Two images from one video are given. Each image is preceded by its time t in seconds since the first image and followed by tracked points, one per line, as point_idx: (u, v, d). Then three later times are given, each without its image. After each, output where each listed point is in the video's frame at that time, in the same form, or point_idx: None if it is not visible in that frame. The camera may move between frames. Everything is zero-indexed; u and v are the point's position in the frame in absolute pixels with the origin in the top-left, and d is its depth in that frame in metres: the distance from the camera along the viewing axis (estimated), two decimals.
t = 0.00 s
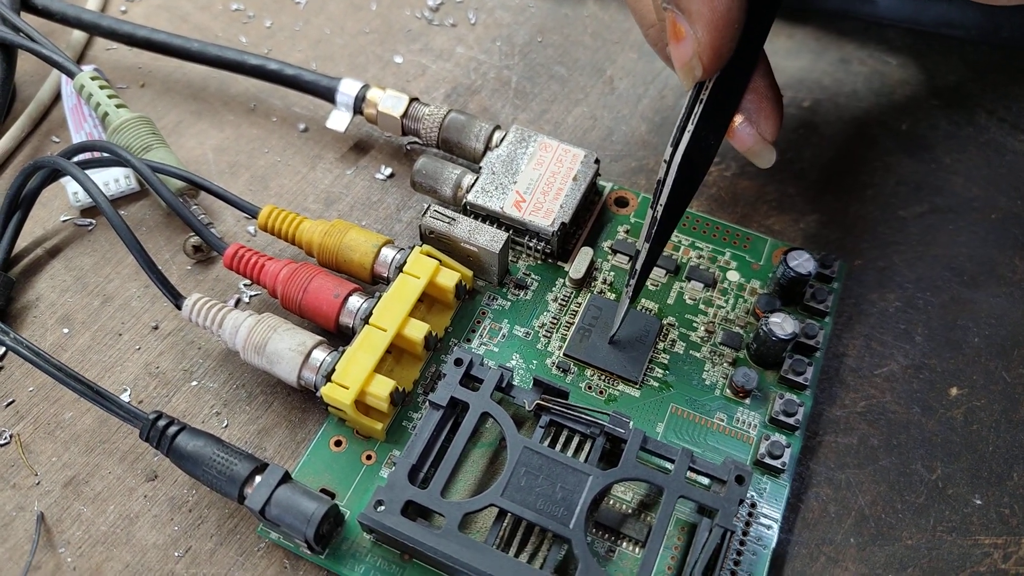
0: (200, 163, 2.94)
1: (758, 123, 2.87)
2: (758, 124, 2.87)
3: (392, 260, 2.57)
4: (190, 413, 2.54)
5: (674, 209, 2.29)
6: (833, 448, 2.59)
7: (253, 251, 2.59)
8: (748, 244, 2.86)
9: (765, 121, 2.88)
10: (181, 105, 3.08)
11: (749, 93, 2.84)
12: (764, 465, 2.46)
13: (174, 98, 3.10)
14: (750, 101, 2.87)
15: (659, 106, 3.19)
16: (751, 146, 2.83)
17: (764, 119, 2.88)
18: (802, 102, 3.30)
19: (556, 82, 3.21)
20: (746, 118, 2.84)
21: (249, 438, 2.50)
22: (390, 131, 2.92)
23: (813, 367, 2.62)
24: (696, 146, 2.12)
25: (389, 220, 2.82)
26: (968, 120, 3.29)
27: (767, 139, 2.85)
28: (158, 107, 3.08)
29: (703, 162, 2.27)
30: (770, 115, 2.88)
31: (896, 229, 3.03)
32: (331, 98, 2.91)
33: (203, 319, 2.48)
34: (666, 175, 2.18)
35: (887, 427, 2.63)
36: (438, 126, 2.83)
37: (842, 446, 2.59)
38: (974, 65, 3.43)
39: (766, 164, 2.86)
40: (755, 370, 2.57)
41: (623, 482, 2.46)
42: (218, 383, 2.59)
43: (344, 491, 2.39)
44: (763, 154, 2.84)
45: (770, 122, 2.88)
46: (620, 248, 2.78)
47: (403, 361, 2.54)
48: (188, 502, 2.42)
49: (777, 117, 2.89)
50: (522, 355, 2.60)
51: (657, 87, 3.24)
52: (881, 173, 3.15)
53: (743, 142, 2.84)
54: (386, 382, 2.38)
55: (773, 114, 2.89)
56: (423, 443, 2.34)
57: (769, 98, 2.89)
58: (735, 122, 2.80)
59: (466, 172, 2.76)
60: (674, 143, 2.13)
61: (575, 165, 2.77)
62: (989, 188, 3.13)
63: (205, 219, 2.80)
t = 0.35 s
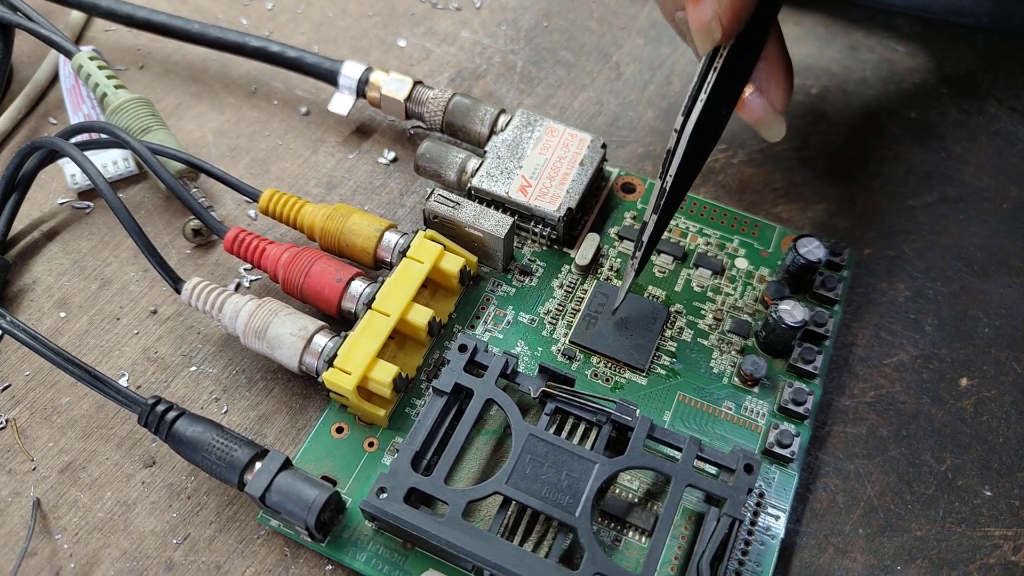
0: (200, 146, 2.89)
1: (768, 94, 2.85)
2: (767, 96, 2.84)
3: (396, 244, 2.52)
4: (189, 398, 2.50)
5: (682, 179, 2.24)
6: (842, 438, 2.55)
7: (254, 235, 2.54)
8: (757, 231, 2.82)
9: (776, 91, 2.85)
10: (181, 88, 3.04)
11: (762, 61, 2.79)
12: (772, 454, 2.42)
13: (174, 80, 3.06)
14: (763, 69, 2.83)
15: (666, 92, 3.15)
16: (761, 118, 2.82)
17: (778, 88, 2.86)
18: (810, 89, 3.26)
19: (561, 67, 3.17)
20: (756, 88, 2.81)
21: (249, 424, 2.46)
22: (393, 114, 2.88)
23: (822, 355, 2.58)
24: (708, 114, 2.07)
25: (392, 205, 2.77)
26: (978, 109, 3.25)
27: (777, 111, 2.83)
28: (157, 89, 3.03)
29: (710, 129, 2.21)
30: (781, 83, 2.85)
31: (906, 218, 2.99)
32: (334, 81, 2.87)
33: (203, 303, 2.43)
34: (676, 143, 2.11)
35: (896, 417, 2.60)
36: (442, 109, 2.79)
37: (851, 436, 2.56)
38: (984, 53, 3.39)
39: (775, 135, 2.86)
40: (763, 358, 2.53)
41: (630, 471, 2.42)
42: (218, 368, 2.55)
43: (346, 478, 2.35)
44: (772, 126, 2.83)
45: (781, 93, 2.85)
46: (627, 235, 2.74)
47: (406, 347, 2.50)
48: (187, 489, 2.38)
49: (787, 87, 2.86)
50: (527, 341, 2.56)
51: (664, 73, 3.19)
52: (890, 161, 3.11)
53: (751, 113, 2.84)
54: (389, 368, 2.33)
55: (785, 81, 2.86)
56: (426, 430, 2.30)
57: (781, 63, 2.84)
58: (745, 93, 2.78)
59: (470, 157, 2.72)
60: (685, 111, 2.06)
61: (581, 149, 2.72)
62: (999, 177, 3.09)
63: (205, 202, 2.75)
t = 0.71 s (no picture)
0: (198, 133, 2.89)
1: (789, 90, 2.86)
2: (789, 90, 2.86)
3: (392, 231, 2.52)
4: (184, 382, 2.49)
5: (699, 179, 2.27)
6: (837, 430, 2.55)
7: (251, 220, 2.54)
8: (754, 223, 2.82)
9: (797, 88, 2.87)
10: (180, 75, 3.03)
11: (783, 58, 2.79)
12: (767, 443, 2.41)
13: (173, 67, 3.06)
14: (786, 65, 2.83)
15: (665, 85, 3.15)
16: (781, 115, 2.86)
17: (799, 80, 2.87)
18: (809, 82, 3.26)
19: (561, 58, 3.17)
20: (777, 83, 2.81)
21: (243, 409, 2.46)
22: (392, 102, 2.88)
23: (818, 346, 2.58)
24: (727, 114, 2.10)
25: (389, 193, 2.77)
26: (976, 103, 3.25)
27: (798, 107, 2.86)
28: (156, 76, 3.03)
29: (732, 129, 2.23)
30: (801, 80, 2.87)
31: (904, 211, 2.99)
32: (332, 69, 2.87)
33: (198, 287, 2.43)
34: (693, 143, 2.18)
35: (892, 409, 2.60)
36: (441, 98, 2.79)
37: (846, 427, 2.56)
38: (982, 49, 3.39)
39: (794, 131, 2.90)
40: (759, 348, 2.53)
41: (624, 459, 2.42)
42: (213, 354, 2.54)
43: (339, 464, 2.34)
44: (792, 123, 2.87)
45: (801, 88, 2.87)
46: (624, 225, 2.74)
47: (402, 334, 2.50)
48: (180, 473, 2.38)
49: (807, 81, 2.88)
50: (522, 330, 2.56)
51: (662, 65, 3.19)
52: (888, 154, 3.11)
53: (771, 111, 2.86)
54: (384, 354, 2.33)
55: (804, 75, 2.87)
56: (420, 416, 2.29)
57: (801, 58, 2.85)
58: (765, 90, 2.79)
59: (468, 145, 2.72)
60: (705, 110, 2.13)
61: (580, 139, 2.72)
62: (996, 171, 3.09)
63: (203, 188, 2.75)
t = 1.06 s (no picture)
0: (195, 134, 2.92)
1: None
2: None
3: (386, 231, 2.54)
4: (177, 380, 2.50)
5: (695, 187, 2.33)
6: (827, 432, 2.56)
7: (245, 220, 2.56)
8: (745, 226, 2.84)
9: None
10: (178, 77, 3.06)
11: None
12: (757, 445, 2.42)
13: (171, 69, 3.09)
14: None
15: (657, 90, 3.21)
16: None
17: None
18: (802, 88, 3.28)
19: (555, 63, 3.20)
20: None
21: (235, 407, 2.47)
22: (387, 105, 2.91)
23: (809, 349, 2.59)
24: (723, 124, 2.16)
25: (384, 194, 2.80)
26: (968, 110, 3.27)
27: None
28: (154, 77, 3.06)
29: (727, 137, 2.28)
30: None
31: (895, 216, 3.00)
32: (329, 71, 2.90)
33: (192, 286, 2.44)
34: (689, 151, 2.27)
35: (882, 411, 2.60)
36: (435, 101, 2.82)
37: (836, 430, 2.56)
38: (974, 56, 3.42)
39: None
40: (750, 350, 2.53)
41: (614, 460, 2.42)
42: (206, 352, 2.56)
43: (330, 462, 2.35)
44: None
45: None
46: (616, 227, 2.76)
47: (394, 333, 2.51)
48: (171, 470, 2.38)
49: None
50: (514, 330, 2.57)
51: (656, 71, 3.27)
52: (880, 160, 3.13)
53: None
54: (376, 352, 2.34)
55: None
56: (411, 414, 2.30)
57: None
58: None
59: (462, 147, 2.74)
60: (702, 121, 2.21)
61: (573, 142, 2.75)
62: (988, 177, 3.11)
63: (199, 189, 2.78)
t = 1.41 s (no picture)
0: (198, 145, 2.94)
1: None
2: None
3: (387, 244, 2.56)
4: (180, 391, 2.53)
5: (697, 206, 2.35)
6: (825, 447, 2.57)
7: (248, 232, 2.58)
8: (745, 240, 2.85)
9: None
10: (181, 88, 3.09)
11: None
12: (755, 459, 2.43)
13: (174, 80, 3.11)
14: None
15: (658, 103, 3.23)
16: None
17: None
18: (803, 101, 3.30)
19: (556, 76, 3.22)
20: None
21: (238, 419, 2.49)
22: (388, 118, 2.93)
23: (807, 364, 2.60)
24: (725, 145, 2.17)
25: (385, 207, 2.82)
26: (969, 124, 3.28)
27: None
28: (157, 89, 3.08)
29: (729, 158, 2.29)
30: None
31: (895, 231, 3.01)
32: (331, 84, 2.91)
33: (196, 298, 2.47)
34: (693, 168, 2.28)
35: (879, 426, 2.62)
36: (436, 114, 2.84)
37: (834, 444, 2.58)
38: (976, 70, 3.43)
39: None
40: (748, 365, 2.55)
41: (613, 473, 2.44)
42: (209, 363, 2.58)
43: (331, 474, 2.37)
44: None
45: None
46: (616, 241, 2.78)
47: (395, 346, 2.53)
48: (174, 481, 2.41)
49: None
50: (514, 343, 2.59)
51: (657, 83, 3.28)
52: (880, 174, 3.14)
53: None
54: (377, 365, 2.36)
55: None
56: (411, 427, 2.32)
57: None
58: None
59: (463, 160, 2.76)
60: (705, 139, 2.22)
61: (573, 155, 2.77)
62: (988, 192, 3.12)
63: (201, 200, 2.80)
